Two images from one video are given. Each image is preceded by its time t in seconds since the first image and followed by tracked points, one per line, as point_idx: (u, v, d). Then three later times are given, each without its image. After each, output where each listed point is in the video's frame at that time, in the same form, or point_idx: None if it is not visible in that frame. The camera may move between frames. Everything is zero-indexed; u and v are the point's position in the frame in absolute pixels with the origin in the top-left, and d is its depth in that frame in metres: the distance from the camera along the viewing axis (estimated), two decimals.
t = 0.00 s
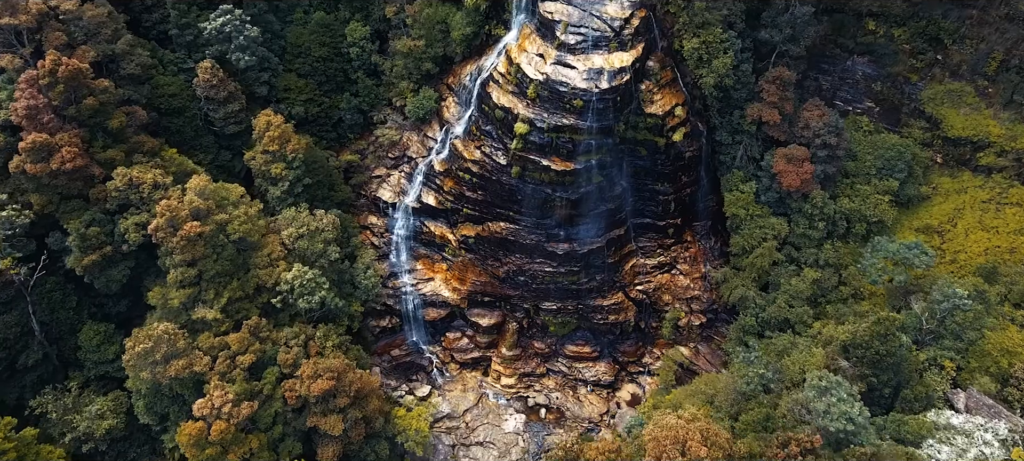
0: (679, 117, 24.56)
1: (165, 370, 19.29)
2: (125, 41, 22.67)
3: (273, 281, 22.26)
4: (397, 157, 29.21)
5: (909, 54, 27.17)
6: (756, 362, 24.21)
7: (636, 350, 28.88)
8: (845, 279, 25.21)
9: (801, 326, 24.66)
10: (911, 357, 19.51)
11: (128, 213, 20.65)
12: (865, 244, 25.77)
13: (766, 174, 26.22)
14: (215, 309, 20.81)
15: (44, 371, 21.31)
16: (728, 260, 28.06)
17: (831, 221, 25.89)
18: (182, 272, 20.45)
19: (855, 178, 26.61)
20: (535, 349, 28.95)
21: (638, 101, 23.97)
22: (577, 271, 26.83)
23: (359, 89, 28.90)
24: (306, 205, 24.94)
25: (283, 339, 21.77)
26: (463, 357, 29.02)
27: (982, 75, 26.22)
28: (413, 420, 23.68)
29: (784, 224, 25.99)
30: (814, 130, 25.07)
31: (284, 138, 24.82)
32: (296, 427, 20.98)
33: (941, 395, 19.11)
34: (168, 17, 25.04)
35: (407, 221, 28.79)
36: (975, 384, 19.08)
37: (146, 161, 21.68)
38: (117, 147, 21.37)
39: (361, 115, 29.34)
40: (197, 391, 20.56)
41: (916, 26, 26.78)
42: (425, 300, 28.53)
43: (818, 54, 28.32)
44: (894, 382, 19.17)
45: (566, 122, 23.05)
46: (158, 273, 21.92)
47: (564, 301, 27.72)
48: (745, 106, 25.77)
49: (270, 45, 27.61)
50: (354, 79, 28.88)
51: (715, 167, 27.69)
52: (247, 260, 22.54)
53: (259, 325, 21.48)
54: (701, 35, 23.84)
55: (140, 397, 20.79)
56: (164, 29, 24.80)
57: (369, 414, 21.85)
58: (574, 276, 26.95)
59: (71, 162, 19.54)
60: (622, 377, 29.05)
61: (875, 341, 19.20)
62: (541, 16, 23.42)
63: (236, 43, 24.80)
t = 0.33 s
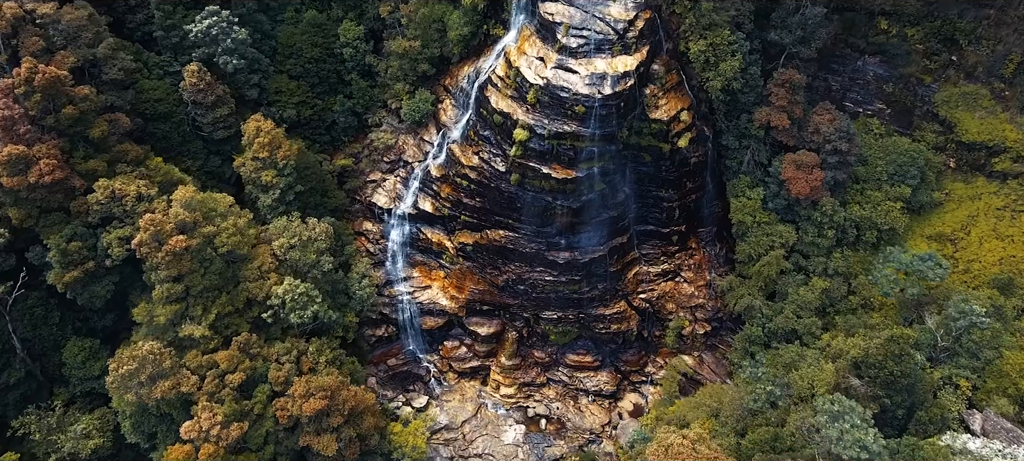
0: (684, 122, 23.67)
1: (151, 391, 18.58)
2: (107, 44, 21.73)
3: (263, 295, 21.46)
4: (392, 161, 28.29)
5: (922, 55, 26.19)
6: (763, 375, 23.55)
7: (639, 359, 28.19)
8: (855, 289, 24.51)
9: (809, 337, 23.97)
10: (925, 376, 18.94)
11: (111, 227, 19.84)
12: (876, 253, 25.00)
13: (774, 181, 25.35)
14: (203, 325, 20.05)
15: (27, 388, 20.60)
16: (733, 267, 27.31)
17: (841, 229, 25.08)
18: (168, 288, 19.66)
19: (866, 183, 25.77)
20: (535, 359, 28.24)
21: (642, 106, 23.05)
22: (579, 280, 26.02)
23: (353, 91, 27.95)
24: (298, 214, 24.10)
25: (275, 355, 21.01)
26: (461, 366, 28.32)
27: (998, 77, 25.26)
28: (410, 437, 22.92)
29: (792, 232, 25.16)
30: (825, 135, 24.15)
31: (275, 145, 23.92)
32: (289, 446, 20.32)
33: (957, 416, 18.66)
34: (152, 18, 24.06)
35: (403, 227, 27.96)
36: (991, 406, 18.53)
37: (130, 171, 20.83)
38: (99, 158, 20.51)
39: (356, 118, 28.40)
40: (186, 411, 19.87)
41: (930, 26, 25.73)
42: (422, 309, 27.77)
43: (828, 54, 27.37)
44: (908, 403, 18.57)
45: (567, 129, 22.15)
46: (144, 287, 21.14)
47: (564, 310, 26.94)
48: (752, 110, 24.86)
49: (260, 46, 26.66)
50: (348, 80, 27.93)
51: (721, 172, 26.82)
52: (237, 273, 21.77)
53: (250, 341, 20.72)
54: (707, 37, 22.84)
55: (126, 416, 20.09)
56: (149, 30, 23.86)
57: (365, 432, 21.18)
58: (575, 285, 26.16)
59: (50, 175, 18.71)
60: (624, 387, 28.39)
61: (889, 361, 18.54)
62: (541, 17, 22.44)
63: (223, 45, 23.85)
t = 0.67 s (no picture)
0: (690, 129, 22.84)
1: (136, 415, 17.90)
2: (87, 50, 20.82)
3: (253, 311, 20.71)
4: (388, 166, 27.44)
5: (937, 57, 25.27)
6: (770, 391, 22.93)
7: (641, 370, 27.47)
8: (864, 301, 23.85)
9: (817, 351, 23.31)
10: (939, 398, 18.51)
11: (93, 243, 19.05)
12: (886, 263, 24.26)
13: (782, 189, 24.51)
14: (190, 345, 19.35)
15: (9, 408, 19.91)
16: (739, 276, 26.55)
17: (851, 239, 24.33)
18: (153, 307, 18.90)
19: (877, 191, 24.97)
20: (535, 370, 27.52)
21: (647, 113, 22.17)
22: (580, 291, 25.24)
23: (347, 94, 27.02)
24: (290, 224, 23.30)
25: (265, 374, 20.31)
26: (459, 377, 27.65)
27: (1015, 82, 24.30)
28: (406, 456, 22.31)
29: (801, 242, 24.39)
30: (836, 143, 23.27)
31: (265, 153, 23.01)
32: None
33: (972, 440, 18.32)
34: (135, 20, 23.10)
35: (399, 235, 27.17)
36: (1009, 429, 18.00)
37: (113, 183, 20.01)
38: (80, 170, 19.69)
39: (350, 122, 27.49)
40: (173, 433, 19.21)
41: (946, 28, 24.69)
42: (418, 319, 27.05)
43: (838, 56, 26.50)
44: (922, 428, 18.13)
45: (568, 138, 21.28)
46: (129, 303, 20.39)
47: (565, 321, 26.18)
48: (760, 116, 23.98)
49: (250, 48, 25.71)
50: (341, 83, 27.00)
51: (727, 179, 25.99)
52: (226, 288, 21.00)
53: (239, 360, 20.00)
54: (715, 41, 21.90)
55: (112, 438, 19.42)
56: (133, 33, 22.92)
57: (360, 452, 20.55)
58: (576, 297, 25.38)
59: (27, 190, 17.91)
60: (626, 398, 27.75)
61: (902, 384, 18.10)
62: (542, 20, 21.50)
63: (210, 50, 22.91)
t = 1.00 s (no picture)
0: (696, 137, 21.99)
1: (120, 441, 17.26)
2: (66, 57, 19.99)
3: (243, 329, 20.01)
4: (384, 172, 26.60)
5: (951, 61, 24.36)
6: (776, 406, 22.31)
7: (644, 381, 26.76)
8: (874, 314, 23.19)
9: (826, 366, 22.64)
10: (955, 422, 17.93)
11: (74, 261, 18.31)
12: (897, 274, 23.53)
13: (791, 198, 23.72)
14: (177, 366, 18.66)
15: None
16: (744, 286, 25.84)
17: (861, 249, 23.57)
18: (137, 327, 18.19)
19: (888, 199, 24.19)
20: (535, 381, 26.80)
21: (651, 121, 21.33)
22: (581, 303, 24.48)
23: (340, 98, 26.11)
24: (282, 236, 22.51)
25: (256, 394, 19.63)
26: (457, 388, 26.97)
27: None
28: None
29: (809, 253, 23.63)
30: (847, 151, 22.41)
31: (255, 162, 22.08)
32: None
33: None
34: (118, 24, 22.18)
35: (395, 243, 26.39)
36: None
37: (95, 197, 19.23)
38: (60, 184, 18.91)
39: (344, 126, 26.61)
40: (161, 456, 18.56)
41: (961, 30, 23.79)
42: (415, 330, 26.32)
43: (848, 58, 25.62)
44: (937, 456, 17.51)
45: (570, 149, 20.42)
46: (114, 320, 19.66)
47: (566, 333, 25.43)
48: (769, 123, 23.13)
49: (240, 51, 24.79)
50: (334, 86, 26.09)
51: (734, 187, 25.16)
52: (215, 304, 20.27)
53: (228, 380, 19.29)
54: (723, 46, 20.98)
55: None
56: (116, 37, 22.01)
57: None
58: (578, 308, 24.63)
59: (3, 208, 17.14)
60: (628, 409, 27.10)
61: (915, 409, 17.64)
62: (543, 25, 20.56)
63: (196, 55, 22.00)
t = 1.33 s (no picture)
0: (703, 147, 21.14)
1: None
2: (44, 66, 19.12)
3: (233, 348, 19.33)
4: (379, 179, 25.77)
5: (968, 65, 23.44)
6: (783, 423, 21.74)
7: (647, 394, 26.07)
8: (885, 328, 22.49)
9: (835, 382, 21.98)
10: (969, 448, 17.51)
11: (55, 281, 17.58)
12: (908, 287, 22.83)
13: (800, 209, 22.94)
14: (164, 389, 18.01)
15: None
16: (750, 297, 25.12)
17: (872, 262, 22.83)
18: (121, 350, 17.51)
19: (900, 209, 23.42)
20: (535, 394, 26.09)
21: (657, 132, 20.52)
22: (583, 316, 23.76)
23: (333, 103, 25.22)
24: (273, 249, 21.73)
25: (247, 416, 18.99)
26: (455, 400, 26.32)
27: None
28: None
29: (819, 265, 22.87)
30: (859, 161, 21.57)
31: (244, 173, 21.27)
32: None
33: None
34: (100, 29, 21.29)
35: (390, 253, 25.62)
36: None
37: (77, 214, 18.47)
38: (39, 200, 18.13)
39: (337, 132, 25.74)
40: None
41: (979, 34, 22.81)
42: (412, 342, 25.62)
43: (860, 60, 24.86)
44: None
45: (571, 161, 19.60)
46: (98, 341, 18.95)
47: (567, 346, 24.72)
48: (778, 131, 22.29)
49: (228, 55, 23.89)
50: (327, 91, 25.19)
51: (740, 196, 24.39)
52: (203, 323, 19.56)
53: (217, 402, 18.63)
54: (731, 52, 20.08)
55: None
56: (98, 43, 21.13)
57: None
58: (579, 322, 23.90)
59: None
60: (631, 422, 26.46)
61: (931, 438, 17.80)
62: (543, 30, 19.66)
63: (181, 62, 21.16)
